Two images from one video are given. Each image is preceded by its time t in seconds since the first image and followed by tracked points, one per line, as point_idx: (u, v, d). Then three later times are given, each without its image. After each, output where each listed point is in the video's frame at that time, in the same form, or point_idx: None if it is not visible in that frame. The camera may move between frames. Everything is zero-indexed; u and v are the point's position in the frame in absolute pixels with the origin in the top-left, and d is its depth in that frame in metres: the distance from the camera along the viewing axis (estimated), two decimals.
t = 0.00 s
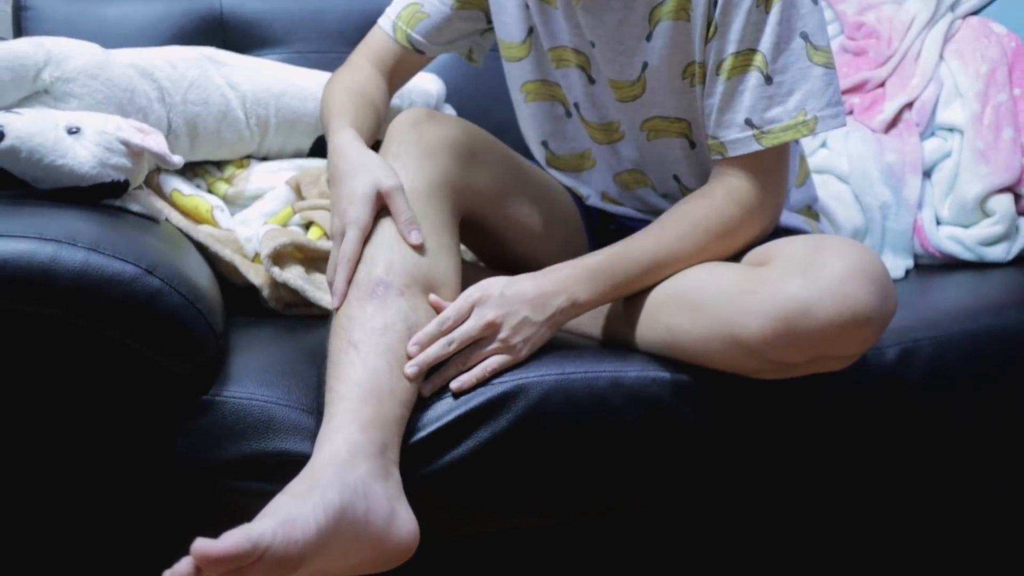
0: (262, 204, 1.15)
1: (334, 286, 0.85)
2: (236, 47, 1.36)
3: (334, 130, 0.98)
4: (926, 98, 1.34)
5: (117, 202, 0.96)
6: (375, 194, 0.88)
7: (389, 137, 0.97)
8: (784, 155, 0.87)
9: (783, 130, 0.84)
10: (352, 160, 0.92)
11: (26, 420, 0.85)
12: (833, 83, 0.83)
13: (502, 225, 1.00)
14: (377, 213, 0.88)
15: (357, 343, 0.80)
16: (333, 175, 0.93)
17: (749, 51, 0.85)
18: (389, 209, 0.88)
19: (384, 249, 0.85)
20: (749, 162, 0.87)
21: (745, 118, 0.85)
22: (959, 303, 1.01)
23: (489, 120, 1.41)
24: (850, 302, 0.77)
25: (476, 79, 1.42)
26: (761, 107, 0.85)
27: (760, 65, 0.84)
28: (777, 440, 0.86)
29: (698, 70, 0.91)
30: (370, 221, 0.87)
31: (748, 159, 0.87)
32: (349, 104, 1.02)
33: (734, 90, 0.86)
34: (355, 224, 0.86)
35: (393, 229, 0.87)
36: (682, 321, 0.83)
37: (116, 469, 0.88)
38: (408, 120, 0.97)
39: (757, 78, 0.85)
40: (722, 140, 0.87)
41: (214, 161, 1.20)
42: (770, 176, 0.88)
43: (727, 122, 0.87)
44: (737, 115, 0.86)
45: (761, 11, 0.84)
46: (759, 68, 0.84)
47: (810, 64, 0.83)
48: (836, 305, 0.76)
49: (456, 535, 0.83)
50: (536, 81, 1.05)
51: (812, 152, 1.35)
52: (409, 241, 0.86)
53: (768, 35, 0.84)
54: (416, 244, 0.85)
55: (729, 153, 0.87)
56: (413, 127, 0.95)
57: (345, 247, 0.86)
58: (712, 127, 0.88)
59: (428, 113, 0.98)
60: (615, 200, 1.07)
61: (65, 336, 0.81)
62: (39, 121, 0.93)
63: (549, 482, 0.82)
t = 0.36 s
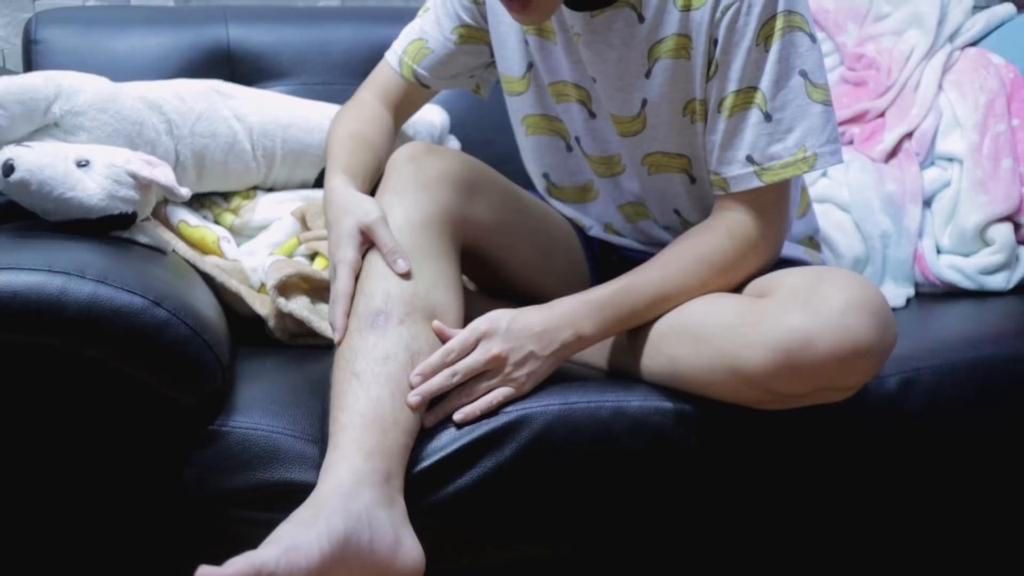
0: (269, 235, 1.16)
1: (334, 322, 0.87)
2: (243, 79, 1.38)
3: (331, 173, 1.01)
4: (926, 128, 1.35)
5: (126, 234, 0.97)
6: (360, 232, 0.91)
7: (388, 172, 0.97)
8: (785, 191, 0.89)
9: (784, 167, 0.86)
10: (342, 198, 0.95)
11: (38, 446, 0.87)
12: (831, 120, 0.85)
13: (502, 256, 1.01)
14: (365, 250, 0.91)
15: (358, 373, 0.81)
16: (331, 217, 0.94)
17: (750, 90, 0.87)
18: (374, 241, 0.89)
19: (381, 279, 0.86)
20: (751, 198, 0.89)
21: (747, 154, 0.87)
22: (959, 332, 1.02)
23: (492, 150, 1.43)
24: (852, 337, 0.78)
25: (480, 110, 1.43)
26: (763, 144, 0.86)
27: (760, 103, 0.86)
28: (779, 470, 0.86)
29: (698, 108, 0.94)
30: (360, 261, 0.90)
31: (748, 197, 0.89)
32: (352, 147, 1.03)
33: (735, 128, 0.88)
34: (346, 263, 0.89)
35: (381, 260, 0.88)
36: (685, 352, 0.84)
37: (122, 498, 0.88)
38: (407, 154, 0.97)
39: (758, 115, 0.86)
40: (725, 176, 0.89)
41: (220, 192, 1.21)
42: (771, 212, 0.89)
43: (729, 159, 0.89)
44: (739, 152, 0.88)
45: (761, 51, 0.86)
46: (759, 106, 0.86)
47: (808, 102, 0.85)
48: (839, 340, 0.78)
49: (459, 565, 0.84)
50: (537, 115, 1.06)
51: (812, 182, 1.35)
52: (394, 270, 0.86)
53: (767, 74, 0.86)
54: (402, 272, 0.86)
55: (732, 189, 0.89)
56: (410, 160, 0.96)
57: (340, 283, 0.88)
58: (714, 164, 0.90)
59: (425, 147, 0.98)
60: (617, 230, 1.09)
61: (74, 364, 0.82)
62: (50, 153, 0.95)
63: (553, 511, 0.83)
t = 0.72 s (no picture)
0: (274, 263, 1.18)
1: (338, 351, 0.88)
2: (249, 111, 1.39)
3: (335, 208, 1.02)
4: (925, 156, 1.37)
5: (132, 264, 0.99)
6: (358, 265, 0.92)
7: (388, 206, 0.98)
8: (780, 220, 0.90)
9: (776, 198, 0.87)
10: (343, 231, 0.96)
11: (59, 477, 0.88)
12: (821, 150, 0.87)
13: (501, 286, 1.02)
14: (364, 283, 0.92)
15: (360, 403, 0.82)
16: (332, 251, 0.96)
17: (740, 123, 0.89)
18: (371, 272, 0.91)
19: (381, 310, 0.88)
20: (745, 229, 0.89)
21: (739, 187, 0.88)
22: (958, 359, 1.02)
23: (496, 179, 1.44)
24: (851, 365, 0.80)
25: (483, 140, 1.45)
26: (754, 176, 0.88)
27: (750, 136, 0.88)
28: (783, 499, 0.86)
29: (689, 143, 0.95)
30: (358, 293, 0.91)
31: (744, 226, 0.89)
32: (357, 183, 1.05)
33: (726, 161, 0.90)
34: (345, 294, 0.91)
35: (380, 291, 0.89)
36: (685, 380, 0.85)
37: (128, 528, 0.89)
38: (406, 187, 0.99)
39: (748, 147, 0.88)
40: (719, 209, 0.90)
41: (226, 222, 1.23)
42: (766, 241, 0.90)
43: (721, 192, 0.90)
44: (731, 184, 0.89)
45: (749, 84, 0.88)
46: (749, 138, 0.88)
47: (798, 133, 0.87)
48: (837, 368, 0.80)
49: None
50: (535, 148, 1.07)
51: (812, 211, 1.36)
52: (392, 298, 0.87)
53: (756, 107, 0.88)
54: (399, 301, 0.87)
55: (726, 221, 0.90)
56: (410, 193, 0.98)
57: (342, 314, 0.90)
58: (707, 197, 0.91)
59: (425, 180, 1.00)
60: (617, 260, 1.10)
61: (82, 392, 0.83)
62: (59, 186, 0.97)
63: (556, 541, 0.83)
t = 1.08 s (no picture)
0: (277, 293, 1.18)
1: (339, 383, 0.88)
2: (253, 142, 1.41)
3: (337, 240, 1.03)
4: (923, 186, 1.38)
5: (137, 294, 1.00)
6: (359, 300, 0.93)
7: (388, 238, 0.99)
8: (776, 249, 0.90)
9: (771, 228, 0.88)
10: (344, 264, 0.97)
11: (66, 505, 0.89)
12: (815, 180, 0.88)
13: (502, 316, 1.03)
14: (366, 315, 0.93)
15: (362, 433, 0.83)
16: (333, 283, 0.97)
17: (735, 153, 0.90)
18: (373, 305, 0.92)
19: (382, 341, 0.88)
20: (742, 260, 0.90)
21: (735, 217, 0.89)
22: (956, 388, 1.03)
23: (498, 209, 1.45)
24: (848, 395, 0.81)
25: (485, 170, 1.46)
26: (750, 206, 0.89)
27: (745, 166, 0.89)
28: (784, 528, 0.86)
29: (684, 174, 0.96)
30: (358, 325, 0.92)
31: (740, 256, 0.90)
32: (360, 215, 1.06)
33: (722, 192, 0.91)
34: (346, 327, 0.92)
35: (381, 324, 0.90)
36: (684, 410, 0.86)
37: (134, 556, 0.90)
38: (407, 220, 1.00)
39: (743, 178, 0.89)
40: (716, 239, 0.91)
41: (230, 252, 1.24)
42: (763, 270, 0.91)
43: (718, 222, 0.91)
44: (727, 215, 0.90)
45: (743, 116, 0.89)
46: (744, 169, 0.89)
47: (792, 163, 0.88)
48: (834, 397, 0.80)
49: None
50: (535, 180, 1.09)
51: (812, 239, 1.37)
52: (393, 331, 0.88)
53: (750, 137, 0.89)
54: (401, 333, 0.88)
55: (724, 251, 0.90)
56: (411, 225, 0.99)
57: (343, 347, 0.90)
58: (705, 228, 0.92)
59: (426, 212, 1.01)
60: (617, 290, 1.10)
61: (88, 423, 0.84)
62: (65, 218, 0.98)
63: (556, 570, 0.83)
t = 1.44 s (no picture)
0: (277, 322, 1.20)
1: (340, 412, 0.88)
2: (255, 171, 1.43)
3: (342, 266, 1.04)
4: (920, 213, 1.38)
5: (138, 324, 1.01)
6: (365, 327, 0.93)
7: (390, 267, 1.00)
8: (774, 276, 0.91)
9: (768, 255, 0.89)
10: (349, 290, 0.98)
11: (66, 535, 0.89)
12: (811, 209, 0.89)
13: (501, 344, 1.03)
14: (369, 342, 0.93)
15: (361, 461, 0.83)
16: (337, 307, 0.97)
17: (731, 182, 0.91)
18: (381, 335, 0.92)
19: (383, 370, 0.89)
20: (739, 287, 0.91)
21: (732, 244, 0.90)
22: (954, 414, 1.03)
23: (499, 237, 1.46)
24: (842, 422, 0.81)
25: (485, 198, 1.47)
26: (746, 234, 0.90)
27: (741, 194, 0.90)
28: (783, 557, 0.86)
29: (682, 202, 0.97)
30: (363, 350, 0.92)
31: (736, 284, 0.91)
32: (361, 241, 1.07)
33: (719, 219, 0.92)
34: (349, 352, 0.92)
35: (387, 353, 0.90)
36: (681, 437, 0.86)
37: None
38: (409, 248, 1.01)
39: (739, 206, 0.90)
40: (713, 266, 0.92)
41: (232, 281, 1.25)
42: (759, 298, 0.91)
43: (716, 249, 0.92)
44: (725, 242, 0.91)
45: (740, 144, 0.91)
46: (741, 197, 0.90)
47: (788, 192, 0.89)
48: (829, 424, 0.81)
49: None
50: (537, 205, 1.10)
51: (810, 265, 1.38)
52: (400, 363, 0.89)
53: (746, 166, 0.90)
54: (407, 365, 0.88)
55: (720, 277, 0.91)
56: (413, 253, 1.00)
57: (345, 376, 0.90)
58: (702, 254, 0.93)
59: (427, 240, 1.02)
60: (616, 316, 1.10)
61: (89, 452, 0.85)
62: (69, 249, 1.00)
63: None
